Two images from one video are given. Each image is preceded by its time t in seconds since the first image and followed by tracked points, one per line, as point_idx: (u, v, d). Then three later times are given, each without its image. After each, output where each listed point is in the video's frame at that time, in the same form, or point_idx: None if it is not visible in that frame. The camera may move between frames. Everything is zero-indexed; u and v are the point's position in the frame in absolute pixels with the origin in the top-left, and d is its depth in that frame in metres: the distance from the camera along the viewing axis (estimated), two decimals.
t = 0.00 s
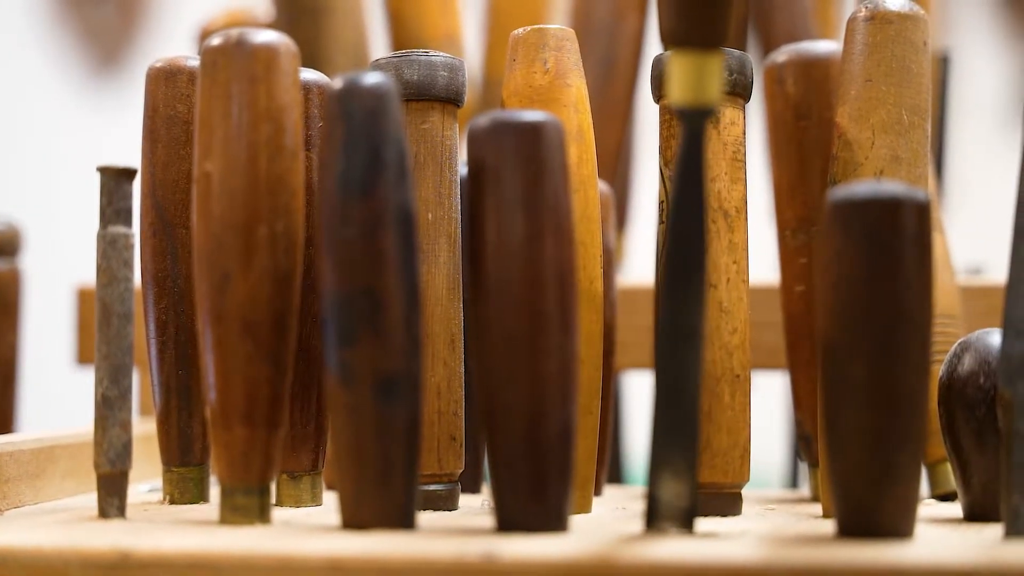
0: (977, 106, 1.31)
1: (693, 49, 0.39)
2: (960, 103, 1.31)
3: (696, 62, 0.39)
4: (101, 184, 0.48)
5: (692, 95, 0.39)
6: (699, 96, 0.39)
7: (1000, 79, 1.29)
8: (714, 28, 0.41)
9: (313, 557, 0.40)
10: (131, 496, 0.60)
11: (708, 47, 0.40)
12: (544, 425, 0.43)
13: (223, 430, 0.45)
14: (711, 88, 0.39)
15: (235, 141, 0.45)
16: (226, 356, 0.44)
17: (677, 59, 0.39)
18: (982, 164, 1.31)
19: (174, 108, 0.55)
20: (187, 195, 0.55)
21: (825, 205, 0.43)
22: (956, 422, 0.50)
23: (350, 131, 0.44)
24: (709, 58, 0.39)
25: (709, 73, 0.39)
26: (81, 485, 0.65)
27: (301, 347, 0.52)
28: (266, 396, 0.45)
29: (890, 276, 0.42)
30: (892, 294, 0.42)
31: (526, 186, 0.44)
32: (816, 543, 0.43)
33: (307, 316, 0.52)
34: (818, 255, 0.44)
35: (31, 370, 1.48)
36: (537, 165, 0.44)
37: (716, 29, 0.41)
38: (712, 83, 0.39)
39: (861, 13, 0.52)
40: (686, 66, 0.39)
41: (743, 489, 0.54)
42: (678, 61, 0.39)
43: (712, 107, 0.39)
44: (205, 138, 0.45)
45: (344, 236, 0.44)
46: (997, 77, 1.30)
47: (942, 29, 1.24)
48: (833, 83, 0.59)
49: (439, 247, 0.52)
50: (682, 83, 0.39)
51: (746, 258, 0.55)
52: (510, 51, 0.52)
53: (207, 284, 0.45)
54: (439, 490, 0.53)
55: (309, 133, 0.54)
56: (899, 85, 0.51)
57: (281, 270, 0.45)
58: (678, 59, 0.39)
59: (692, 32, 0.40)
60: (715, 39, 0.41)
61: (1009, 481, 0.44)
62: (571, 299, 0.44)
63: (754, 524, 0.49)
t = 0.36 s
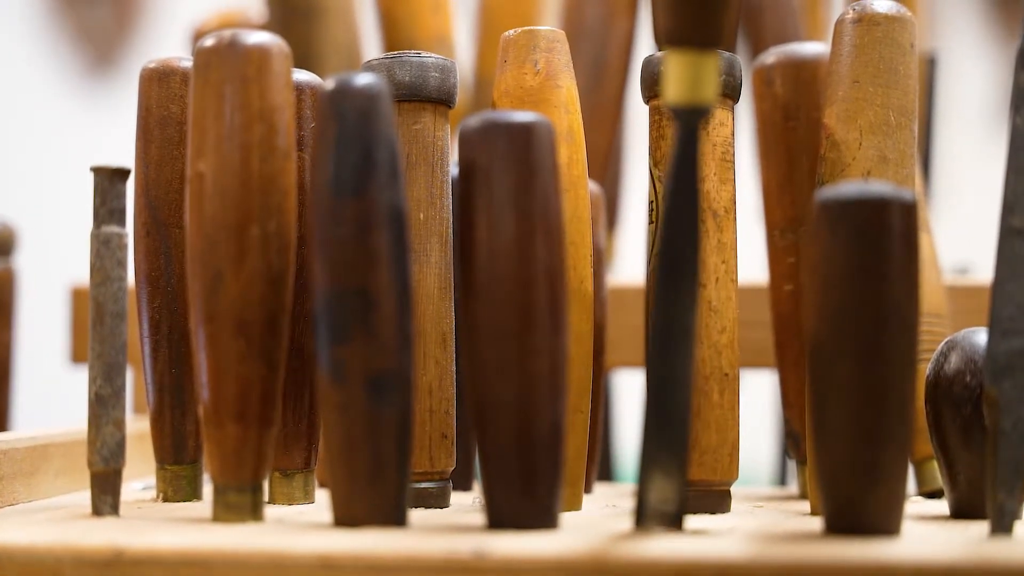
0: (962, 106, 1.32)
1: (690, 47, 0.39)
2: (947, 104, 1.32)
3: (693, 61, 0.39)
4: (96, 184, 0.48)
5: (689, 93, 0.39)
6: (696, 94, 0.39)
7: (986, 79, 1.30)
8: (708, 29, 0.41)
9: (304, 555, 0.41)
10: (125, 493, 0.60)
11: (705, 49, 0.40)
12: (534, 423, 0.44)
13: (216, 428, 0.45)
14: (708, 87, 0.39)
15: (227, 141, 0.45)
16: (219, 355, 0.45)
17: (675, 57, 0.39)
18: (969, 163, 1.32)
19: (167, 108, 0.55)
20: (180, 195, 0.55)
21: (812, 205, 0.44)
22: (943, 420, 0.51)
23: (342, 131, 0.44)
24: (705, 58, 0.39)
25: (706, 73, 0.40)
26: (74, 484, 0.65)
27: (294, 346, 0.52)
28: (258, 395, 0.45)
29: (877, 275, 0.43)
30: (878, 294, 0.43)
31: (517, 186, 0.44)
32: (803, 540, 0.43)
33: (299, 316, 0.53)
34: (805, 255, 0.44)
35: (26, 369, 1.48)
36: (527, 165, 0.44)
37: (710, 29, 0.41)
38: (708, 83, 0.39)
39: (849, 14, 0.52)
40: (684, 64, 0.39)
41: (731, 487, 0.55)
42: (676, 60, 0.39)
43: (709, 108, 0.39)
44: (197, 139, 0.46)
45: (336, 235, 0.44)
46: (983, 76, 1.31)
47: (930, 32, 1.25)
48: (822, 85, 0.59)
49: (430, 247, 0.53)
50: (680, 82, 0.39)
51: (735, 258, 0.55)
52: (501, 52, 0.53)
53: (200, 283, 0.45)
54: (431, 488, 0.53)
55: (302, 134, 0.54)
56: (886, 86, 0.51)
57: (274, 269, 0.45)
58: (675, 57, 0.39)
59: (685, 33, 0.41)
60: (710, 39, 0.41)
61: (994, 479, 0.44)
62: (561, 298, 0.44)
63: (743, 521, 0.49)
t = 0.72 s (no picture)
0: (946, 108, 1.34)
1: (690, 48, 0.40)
2: (936, 105, 1.33)
3: (692, 62, 0.40)
4: (89, 184, 0.49)
5: (688, 94, 0.40)
6: (695, 95, 0.40)
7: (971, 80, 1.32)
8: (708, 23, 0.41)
9: (296, 552, 0.41)
10: (118, 491, 0.61)
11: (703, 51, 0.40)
12: (524, 421, 0.44)
13: (208, 426, 0.45)
14: (706, 88, 0.40)
15: (220, 142, 0.45)
16: (211, 353, 0.45)
17: (673, 59, 0.40)
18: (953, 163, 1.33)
19: (160, 109, 0.56)
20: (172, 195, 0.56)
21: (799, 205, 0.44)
22: (929, 418, 0.51)
23: (334, 132, 0.45)
24: (704, 59, 0.40)
25: (704, 75, 0.40)
26: (67, 482, 0.66)
27: (286, 345, 0.53)
28: (250, 393, 0.45)
29: (864, 274, 0.43)
30: (864, 293, 0.43)
31: (507, 186, 0.44)
32: (791, 537, 0.43)
33: (291, 315, 0.53)
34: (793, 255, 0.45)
35: (19, 369, 1.48)
36: (517, 165, 0.44)
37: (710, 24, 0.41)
38: (706, 84, 0.40)
39: (836, 16, 0.53)
40: (683, 65, 0.40)
41: (720, 484, 0.55)
42: (675, 60, 0.40)
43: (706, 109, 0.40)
44: (190, 139, 0.46)
45: (328, 235, 0.44)
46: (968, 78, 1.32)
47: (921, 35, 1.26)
48: (810, 86, 0.60)
49: (422, 247, 0.53)
50: (679, 82, 0.40)
51: (724, 257, 0.56)
52: (491, 53, 0.53)
53: (192, 282, 0.45)
54: (423, 485, 0.53)
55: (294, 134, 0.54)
56: (874, 87, 0.52)
57: (266, 269, 0.46)
58: (675, 58, 0.40)
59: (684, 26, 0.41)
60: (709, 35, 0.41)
61: (979, 475, 0.45)
62: (551, 296, 0.45)
63: (732, 518, 0.49)
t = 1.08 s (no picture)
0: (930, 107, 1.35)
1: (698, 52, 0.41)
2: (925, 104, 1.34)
3: (700, 65, 0.42)
4: (82, 184, 0.49)
5: (693, 97, 0.42)
6: (700, 98, 0.42)
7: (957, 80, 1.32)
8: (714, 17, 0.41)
9: (286, 548, 0.41)
10: (111, 488, 0.61)
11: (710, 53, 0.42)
12: (515, 419, 0.44)
13: (200, 423, 0.46)
14: (712, 91, 0.42)
15: (212, 142, 0.46)
16: (203, 351, 0.45)
17: (681, 63, 0.42)
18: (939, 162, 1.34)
19: (154, 109, 0.56)
20: (165, 194, 0.56)
21: (787, 205, 0.45)
22: (916, 415, 0.51)
23: (325, 132, 0.45)
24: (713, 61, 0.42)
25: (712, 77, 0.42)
26: (61, 479, 0.66)
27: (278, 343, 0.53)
28: (242, 391, 0.46)
29: (851, 274, 0.43)
30: (851, 292, 0.43)
31: (497, 186, 0.45)
32: (778, 534, 0.44)
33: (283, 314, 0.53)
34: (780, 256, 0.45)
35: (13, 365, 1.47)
36: (507, 165, 0.45)
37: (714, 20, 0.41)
38: (713, 86, 0.42)
39: (823, 20, 0.55)
40: (690, 68, 0.42)
41: (707, 481, 0.56)
42: (683, 63, 0.42)
43: (711, 111, 0.42)
44: (183, 139, 0.46)
45: (319, 235, 0.45)
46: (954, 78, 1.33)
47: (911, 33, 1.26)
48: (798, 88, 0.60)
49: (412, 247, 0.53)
50: (684, 85, 0.42)
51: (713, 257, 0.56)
52: (483, 57, 0.54)
53: (184, 281, 0.46)
54: (413, 483, 0.54)
55: (285, 134, 0.55)
56: (860, 89, 0.54)
57: (258, 268, 0.46)
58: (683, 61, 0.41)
59: (687, 22, 0.41)
60: (713, 31, 0.41)
61: (965, 473, 0.45)
62: (541, 296, 0.45)
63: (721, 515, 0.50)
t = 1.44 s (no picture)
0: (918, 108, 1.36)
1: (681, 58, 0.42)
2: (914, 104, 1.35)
3: (683, 71, 0.42)
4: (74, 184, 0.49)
5: (676, 103, 0.42)
6: (683, 104, 0.42)
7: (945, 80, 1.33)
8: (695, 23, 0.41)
9: (278, 546, 0.42)
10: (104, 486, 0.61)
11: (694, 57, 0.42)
12: (504, 417, 0.45)
13: (192, 422, 0.46)
14: (695, 96, 0.42)
15: (204, 142, 0.46)
16: (195, 350, 0.46)
17: (664, 69, 0.42)
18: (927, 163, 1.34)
19: (146, 110, 0.56)
20: (158, 194, 0.56)
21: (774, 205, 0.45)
22: (902, 413, 0.52)
23: (316, 133, 0.45)
24: (696, 67, 0.42)
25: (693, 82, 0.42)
26: (55, 478, 0.66)
27: (269, 342, 0.53)
28: (234, 390, 0.46)
29: (837, 273, 0.44)
30: (838, 292, 0.44)
31: (487, 186, 0.45)
32: (764, 531, 0.44)
33: (275, 313, 0.54)
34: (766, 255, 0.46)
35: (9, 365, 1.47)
36: (497, 165, 0.45)
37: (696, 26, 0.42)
38: (696, 92, 0.42)
39: (810, 22, 0.56)
40: (673, 74, 0.42)
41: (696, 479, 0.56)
42: (666, 69, 0.42)
43: (695, 117, 0.42)
44: (175, 140, 0.46)
45: (310, 234, 0.45)
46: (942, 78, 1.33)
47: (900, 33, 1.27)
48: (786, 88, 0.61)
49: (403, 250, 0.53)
50: (668, 92, 0.42)
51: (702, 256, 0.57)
52: (472, 57, 0.54)
53: (177, 280, 0.46)
54: (404, 482, 0.54)
55: (277, 134, 0.55)
56: (846, 91, 0.55)
57: (250, 267, 0.46)
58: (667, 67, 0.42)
59: (670, 27, 0.41)
60: (696, 36, 0.42)
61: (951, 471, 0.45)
62: (530, 295, 0.46)
63: (709, 513, 0.50)
